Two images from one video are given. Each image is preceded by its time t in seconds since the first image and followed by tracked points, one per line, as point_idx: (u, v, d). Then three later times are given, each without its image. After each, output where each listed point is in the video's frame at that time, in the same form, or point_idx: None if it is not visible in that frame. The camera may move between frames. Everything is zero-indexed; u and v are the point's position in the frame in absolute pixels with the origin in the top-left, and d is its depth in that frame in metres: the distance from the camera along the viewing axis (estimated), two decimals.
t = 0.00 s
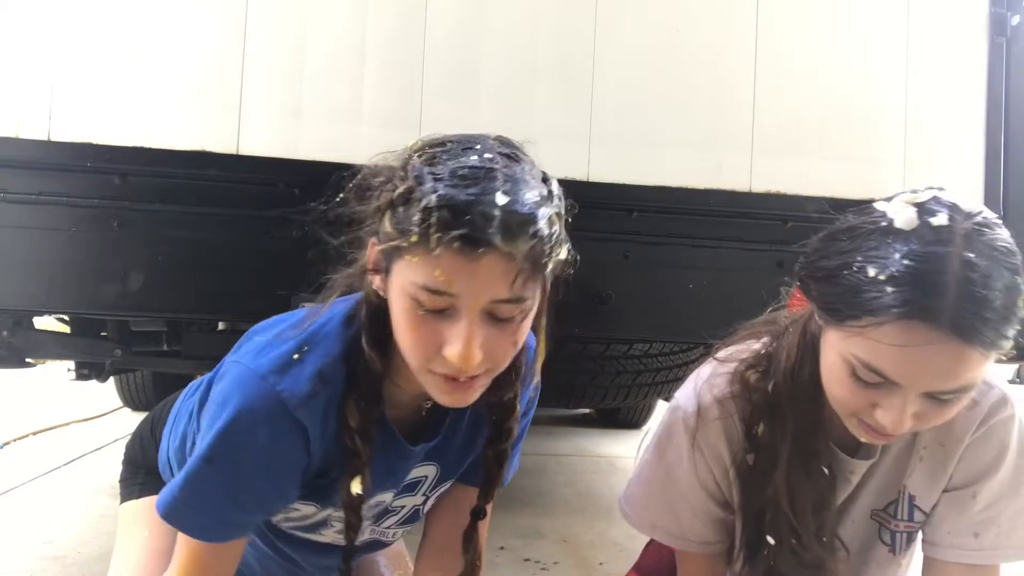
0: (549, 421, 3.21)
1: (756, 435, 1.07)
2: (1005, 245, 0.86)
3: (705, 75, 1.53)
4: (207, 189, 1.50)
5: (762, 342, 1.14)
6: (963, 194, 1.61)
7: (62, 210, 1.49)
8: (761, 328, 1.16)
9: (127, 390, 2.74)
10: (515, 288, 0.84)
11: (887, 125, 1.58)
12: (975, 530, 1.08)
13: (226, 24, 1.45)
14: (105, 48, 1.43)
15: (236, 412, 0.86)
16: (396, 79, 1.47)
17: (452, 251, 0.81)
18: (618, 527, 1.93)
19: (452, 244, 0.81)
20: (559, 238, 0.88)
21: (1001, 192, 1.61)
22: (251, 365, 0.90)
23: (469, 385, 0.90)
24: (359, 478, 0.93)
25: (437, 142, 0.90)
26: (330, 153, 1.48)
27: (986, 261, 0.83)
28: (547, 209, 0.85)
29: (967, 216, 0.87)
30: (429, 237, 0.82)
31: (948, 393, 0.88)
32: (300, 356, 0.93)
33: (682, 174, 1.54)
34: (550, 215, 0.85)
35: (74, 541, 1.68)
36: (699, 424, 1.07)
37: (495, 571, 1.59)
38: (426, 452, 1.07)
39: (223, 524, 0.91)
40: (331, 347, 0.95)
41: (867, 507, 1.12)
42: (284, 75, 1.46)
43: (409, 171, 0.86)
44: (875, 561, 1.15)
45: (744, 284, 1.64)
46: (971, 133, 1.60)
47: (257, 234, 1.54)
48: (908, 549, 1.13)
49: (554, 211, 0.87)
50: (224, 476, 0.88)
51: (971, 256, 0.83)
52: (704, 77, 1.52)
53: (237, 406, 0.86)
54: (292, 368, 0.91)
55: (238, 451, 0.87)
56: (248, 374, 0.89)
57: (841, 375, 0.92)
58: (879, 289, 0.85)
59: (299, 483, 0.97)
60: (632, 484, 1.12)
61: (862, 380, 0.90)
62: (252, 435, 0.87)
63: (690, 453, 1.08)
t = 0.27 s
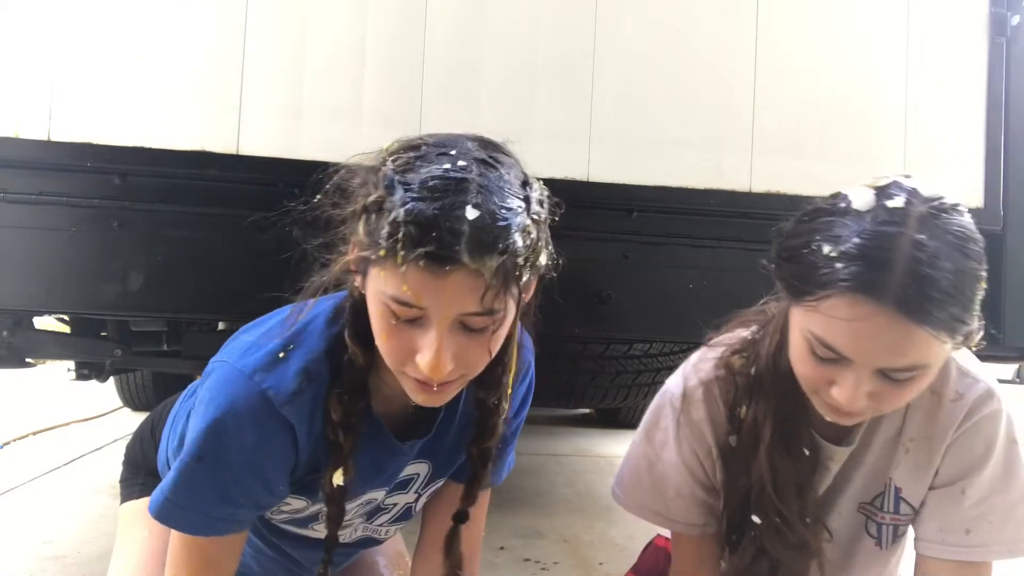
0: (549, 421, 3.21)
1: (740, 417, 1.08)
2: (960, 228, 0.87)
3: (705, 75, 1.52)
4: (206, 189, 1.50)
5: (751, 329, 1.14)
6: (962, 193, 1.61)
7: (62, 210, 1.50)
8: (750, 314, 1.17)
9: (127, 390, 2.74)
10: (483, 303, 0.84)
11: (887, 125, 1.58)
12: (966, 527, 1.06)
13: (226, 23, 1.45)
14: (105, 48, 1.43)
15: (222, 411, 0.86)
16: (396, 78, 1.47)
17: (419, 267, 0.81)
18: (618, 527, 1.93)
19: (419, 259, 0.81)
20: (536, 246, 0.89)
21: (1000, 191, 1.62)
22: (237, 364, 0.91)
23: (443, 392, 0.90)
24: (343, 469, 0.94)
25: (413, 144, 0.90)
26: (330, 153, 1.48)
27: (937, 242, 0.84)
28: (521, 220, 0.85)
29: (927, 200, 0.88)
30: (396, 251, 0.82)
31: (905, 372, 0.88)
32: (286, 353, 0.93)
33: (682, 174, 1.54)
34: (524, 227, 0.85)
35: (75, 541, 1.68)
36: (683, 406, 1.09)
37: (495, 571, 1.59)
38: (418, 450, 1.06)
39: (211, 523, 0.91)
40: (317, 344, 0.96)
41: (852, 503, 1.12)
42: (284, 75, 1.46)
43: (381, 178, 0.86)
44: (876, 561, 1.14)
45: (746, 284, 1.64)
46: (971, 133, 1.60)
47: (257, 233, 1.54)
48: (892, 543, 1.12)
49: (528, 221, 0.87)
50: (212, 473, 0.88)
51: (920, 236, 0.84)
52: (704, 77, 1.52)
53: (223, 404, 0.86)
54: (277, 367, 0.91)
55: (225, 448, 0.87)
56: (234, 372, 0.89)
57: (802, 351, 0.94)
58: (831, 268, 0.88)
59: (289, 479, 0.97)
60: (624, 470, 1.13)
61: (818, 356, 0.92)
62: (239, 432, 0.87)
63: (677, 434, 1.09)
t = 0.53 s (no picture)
0: (549, 422, 3.21)
1: (727, 422, 1.08)
2: (929, 228, 0.87)
3: (704, 74, 1.52)
4: (206, 188, 1.50)
5: (739, 334, 1.15)
6: (962, 193, 1.61)
7: (62, 210, 1.50)
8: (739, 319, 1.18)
9: (127, 390, 2.74)
10: (476, 293, 0.84)
11: (887, 124, 1.58)
12: (958, 526, 1.05)
13: (226, 23, 1.45)
14: (105, 47, 1.43)
15: (225, 403, 0.87)
16: (396, 78, 1.47)
17: (410, 257, 0.81)
18: (618, 527, 1.93)
19: (410, 250, 0.81)
20: (526, 236, 0.89)
21: (1000, 191, 1.62)
22: (238, 356, 0.91)
23: (438, 381, 0.90)
24: (344, 460, 0.94)
25: (403, 135, 0.90)
26: (330, 153, 1.49)
27: (905, 243, 0.85)
28: (511, 209, 0.85)
29: (898, 203, 0.88)
30: (387, 241, 0.82)
31: (884, 371, 0.88)
32: (286, 345, 0.94)
33: (682, 175, 1.54)
34: (513, 216, 0.85)
35: (75, 542, 1.68)
36: (672, 411, 1.09)
37: (494, 571, 1.59)
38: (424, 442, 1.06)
39: (221, 516, 0.91)
40: (315, 334, 0.96)
41: (844, 504, 1.12)
42: (284, 75, 1.46)
43: (371, 169, 0.87)
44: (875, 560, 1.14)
45: (745, 285, 1.64)
46: (971, 132, 1.60)
47: (257, 233, 1.54)
48: (885, 544, 1.13)
49: (518, 210, 0.87)
50: (218, 468, 0.88)
51: (888, 239, 0.85)
52: (704, 77, 1.52)
53: (225, 400, 0.87)
54: (277, 358, 0.91)
55: (229, 443, 0.87)
56: (234, 365, 0.90)
57: (779, 354, 0.94)
58: (801, 271, 0.88)
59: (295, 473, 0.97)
60: (620, 476, 1.13)
61: (796, 358, 0.92)
62: (243, 424, 0.87)
63: (666, 438, 1.09)
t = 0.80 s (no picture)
0: (549, 422, 3.21)
1: (723, 432, 1.08)
2: (918, 214, 0.89)
3: (704, 74, 1.52)
4: (206, 189, 1.51)
5: (733, 339, 1.15)
6: (962, 193, 1.61)
7: (62, 210, 1.50)
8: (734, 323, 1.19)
9: (127, 390, 2.74)
10: (488, 295, 0.84)
11: (887, 124, 1.58)
12: (955, 526, 1.05)
13: (226, 23, 1.45)
14: (105, 48, 1.43)
15: (224, 400, 0.87)
16: (396, 78, 1.47)
17: (424, 259, 0.81)
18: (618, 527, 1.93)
19: (425, 251, 0.81)
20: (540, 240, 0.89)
21: (1000, 191, 1.62)
22: (239, 353, 0.91)
23: (446, 382, 0.90)
24: (345, 458, 0.94)
25: (415, 137, 0.90)
26: (330, 153, 1.49)
27: (903, 231, 0.86)
28: (524, 211, 0.85)
29: (887, 197, 0.90)
30: (400, 242, 0.82)
31: (897, 363, 0.88)
32: (287, 343, 0.93)
33: (682, 175, 1.55)
34: (528, 218, 0.86)
35: (75, 542, 1.68)
36: (670, 417, 1.09)
37: (494, 571, 1.59)
38: (419, 442, 1.07)
39: (219, 510, 0.92)
40: (317, 332, 0.95)
41: (841, 505, 1.12)
42: (284, 75, 1.46)
43: (385, 170, 0.86)
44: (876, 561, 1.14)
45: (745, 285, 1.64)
46: (971, 132, 1.60)
47: (257, 233, 1.53)
48: (884, 545, 1.12)
49: (532, 213, 0.87)
50: (215, 461, 0.89)
51: (887, 228, 0.86)
52: (704, 77, 1.52)
53: (224, 395, 0.87)
54: (277, 356, 0.91)
55: (226, 437, 0.88)
56: (234, 362, 0.90)
57: (789, 357, 0.93)
58: (807, 271, 0.88)
59: (290, 469, 0.97)
60: (620, 481, 1.14)
61: (807, 359, 0.91)
62: (241, 421, 0.87)
63: (663, 448, 1.10)
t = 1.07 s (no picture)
0: (549, 421, 3.21)
1: (722, 442, 1.08)
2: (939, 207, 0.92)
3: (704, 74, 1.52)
4: (207, 189, 1.51)
5: (727, 342, 1.17)
6: (962, 193, 1.61)
7: (62, 210, 1.50)
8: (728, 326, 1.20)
9: (127, 390, 2.74)
10: (500, 305, 0.84)
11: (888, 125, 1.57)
12: (951, 525, 1.05)
13: (226, 23, 1.45)
14: (104, 48, 1.43)
15: (234, 407, 0.86)
16: (396, 79, 1.47)
17: (439, 274, 0.80)
18: (618, 527, 1.93)
19: (439, 267, 0.80)
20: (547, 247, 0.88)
21: (1000, 192, 1.62)
22: (246, 360, 0.90)
23: (455, 387, 0.90)
24: (356, 461, 0.94)
25: (422, 147, 0.88)
26: (330, 153, 1.48)
27: (939, 226, 0.88)
28: (535, 223, 0.84)
29: (910, 194, 0.90)
30: (411, 256, 0.81)
31: (934, 360, 0.89)
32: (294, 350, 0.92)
33: (682, 175, 1.55)
34: (537, 229, 0.84)
35: (75, 542, 1.68)
36: (667, 416, 1.11)
37: (494, 571, 1.59)
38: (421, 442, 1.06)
39: (228, 518, 0.90)
40: (323, 339, 0.94)
41: (839, 503, 1.12)
42: (284, 75, 1.46)
43: (393, 185, 0.85)
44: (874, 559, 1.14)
45: (744, 285, 1.64)
46: (971, 132, 1.60)
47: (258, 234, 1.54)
48: (881, 544, 1.12)
49: (542, 224, 0.86)
50: (221, 469, 0.87)
51: (927, 225, 0.87)
52: (704, 78, 1.52)
53: (233, 403, 0.86)
54: (286, 363, 0.90)
55: (235, 445, 0.87)
56: (241, 369, 0.89)
57: (835, 364, 0.91)
58: (862, 278, 0.86)
59: (298, 475, 0.97)
60: (620, 478, 1.15)
61: (856, 364, 0.89)
62: (250, 428, 0.86)
63: (661, 446, 1.11)
